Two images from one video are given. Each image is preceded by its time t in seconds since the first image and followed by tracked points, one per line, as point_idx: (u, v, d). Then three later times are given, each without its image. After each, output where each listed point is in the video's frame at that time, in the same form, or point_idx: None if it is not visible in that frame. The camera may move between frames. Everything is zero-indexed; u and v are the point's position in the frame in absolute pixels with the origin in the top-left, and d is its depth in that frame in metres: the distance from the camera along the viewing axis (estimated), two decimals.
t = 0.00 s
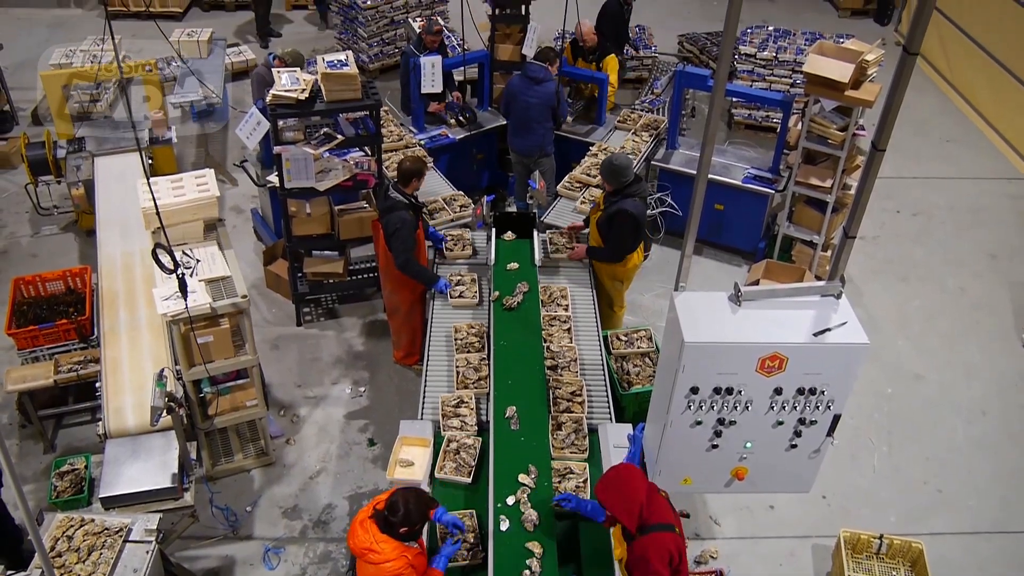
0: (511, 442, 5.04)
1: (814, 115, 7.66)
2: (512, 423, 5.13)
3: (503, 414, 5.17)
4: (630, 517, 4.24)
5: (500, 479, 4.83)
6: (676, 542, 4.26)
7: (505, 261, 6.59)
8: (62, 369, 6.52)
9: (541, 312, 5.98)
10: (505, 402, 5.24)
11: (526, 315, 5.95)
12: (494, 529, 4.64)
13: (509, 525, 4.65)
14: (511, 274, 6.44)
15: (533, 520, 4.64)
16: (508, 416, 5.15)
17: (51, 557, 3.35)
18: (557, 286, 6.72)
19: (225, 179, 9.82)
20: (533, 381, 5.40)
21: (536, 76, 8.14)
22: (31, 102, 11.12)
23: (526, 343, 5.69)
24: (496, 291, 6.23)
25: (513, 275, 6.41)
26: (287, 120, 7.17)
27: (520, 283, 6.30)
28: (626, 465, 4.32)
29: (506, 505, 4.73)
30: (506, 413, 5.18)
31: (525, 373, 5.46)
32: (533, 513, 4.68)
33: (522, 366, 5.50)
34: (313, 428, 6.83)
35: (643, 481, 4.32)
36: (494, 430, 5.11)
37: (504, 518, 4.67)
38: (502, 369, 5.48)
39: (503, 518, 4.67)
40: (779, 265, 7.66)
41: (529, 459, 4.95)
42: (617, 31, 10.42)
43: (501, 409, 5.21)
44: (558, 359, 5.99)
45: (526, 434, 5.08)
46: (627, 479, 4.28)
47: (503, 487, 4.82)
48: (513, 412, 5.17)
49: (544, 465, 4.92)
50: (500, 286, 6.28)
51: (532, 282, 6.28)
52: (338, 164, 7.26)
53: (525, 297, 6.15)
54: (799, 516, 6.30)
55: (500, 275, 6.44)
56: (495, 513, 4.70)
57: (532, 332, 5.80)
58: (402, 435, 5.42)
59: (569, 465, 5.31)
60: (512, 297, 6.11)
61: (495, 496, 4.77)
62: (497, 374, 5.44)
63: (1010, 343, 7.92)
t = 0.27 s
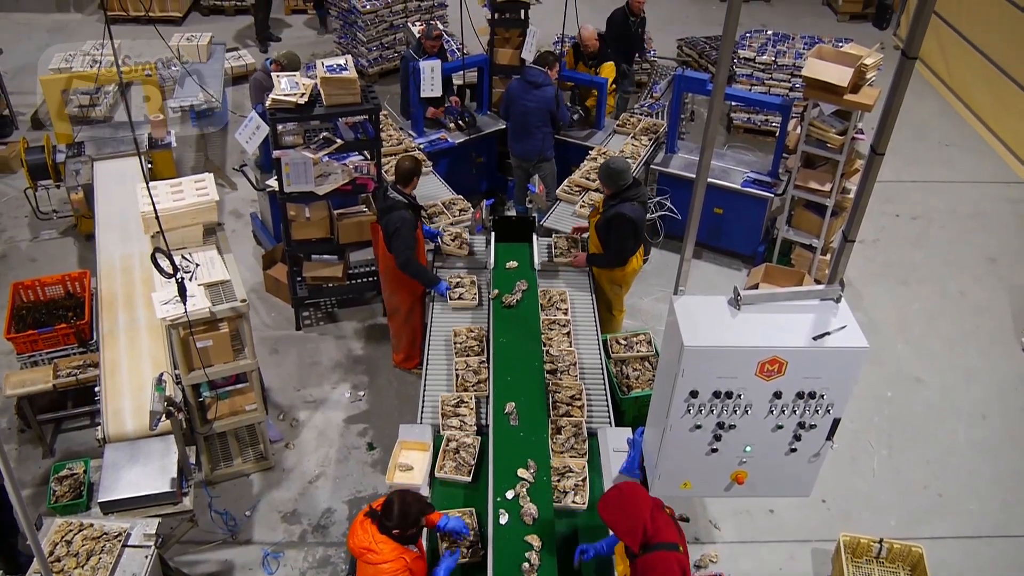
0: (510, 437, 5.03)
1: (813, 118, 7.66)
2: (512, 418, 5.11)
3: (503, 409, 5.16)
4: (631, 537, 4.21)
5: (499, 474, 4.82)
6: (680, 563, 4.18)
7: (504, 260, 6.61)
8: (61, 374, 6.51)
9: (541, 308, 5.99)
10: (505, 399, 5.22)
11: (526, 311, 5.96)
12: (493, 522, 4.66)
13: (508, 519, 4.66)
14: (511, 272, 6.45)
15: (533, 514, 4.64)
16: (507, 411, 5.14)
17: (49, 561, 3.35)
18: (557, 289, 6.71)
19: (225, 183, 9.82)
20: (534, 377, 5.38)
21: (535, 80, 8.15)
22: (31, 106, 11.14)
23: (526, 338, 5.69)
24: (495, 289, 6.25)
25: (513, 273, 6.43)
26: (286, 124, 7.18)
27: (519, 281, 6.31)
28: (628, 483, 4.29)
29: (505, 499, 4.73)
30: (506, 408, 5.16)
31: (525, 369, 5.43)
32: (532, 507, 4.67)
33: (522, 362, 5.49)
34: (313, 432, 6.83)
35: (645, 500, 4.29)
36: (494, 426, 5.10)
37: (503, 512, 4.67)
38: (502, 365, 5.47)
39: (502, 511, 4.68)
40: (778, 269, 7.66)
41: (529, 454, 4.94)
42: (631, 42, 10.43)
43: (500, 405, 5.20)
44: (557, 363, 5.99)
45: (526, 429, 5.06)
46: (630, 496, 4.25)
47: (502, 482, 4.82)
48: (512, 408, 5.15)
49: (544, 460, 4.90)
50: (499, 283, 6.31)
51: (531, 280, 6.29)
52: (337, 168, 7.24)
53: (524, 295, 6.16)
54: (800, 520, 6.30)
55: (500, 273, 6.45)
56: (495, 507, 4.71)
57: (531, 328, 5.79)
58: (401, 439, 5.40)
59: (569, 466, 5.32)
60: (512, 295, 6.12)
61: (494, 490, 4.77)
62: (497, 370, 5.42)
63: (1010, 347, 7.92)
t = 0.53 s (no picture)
0: (509, 432, 5.10)
1: (813, 121, 7.67)
2: (511, 413, 5.19)
3: (502, 404, 5.25)
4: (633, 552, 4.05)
5: (499, 468, 4.88)
6: None
7: (503, 258, 6.70)
8: (61, 376, 6.51)
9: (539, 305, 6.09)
10: (504, 394, 5.30)
11: (525, 308, 6.07)
12: (492, 515, 4.70)
13: (508, 511, 4.71)
14: (510, 270, 6.55)
15: (533, 507, 4.70)
16: (507, 407, 5.22)
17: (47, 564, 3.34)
18: (557, 292, 6.71)
19: (225, 185, 9.83)
20: (533, 373, 5.47)
21: (536, 84, 8.15)
22: (31, 108, 11.15)
23: (525, 334, 5.79)
24: (495, 286, 6.34)
25: (512, 271, 6.53)
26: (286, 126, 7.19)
27: (518, 279, 6.41)
28: (632, 497, 4.16)
29: (505, 492, 4.79)
30: (505, 404, 5.25)
31: (524, 366, 5.53)
32: (531, 500, 4.73)
33: (522, 359, 5.58)
34: (312, 435, 6.82)
35: (650, 514, 4.14)
36: (494, 420, 5.17)
37: (503, 504, 4.73)
38: (501, 362, 5.56)
39: (502, 504, 4.73)
40: (778, 271, 7.66)
41: (528, 448, 5.01)
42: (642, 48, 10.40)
43: (500, 400, 5.28)
44: (557, 365, 6.00)
45: (525, 424, 5.14)
46: (635, 509, 4.11)
47: (502, 475, 4.88)
48: (512, 403, 5.24)
49: (543, 454, 4.96)
50: (499, 280, 6.40)
51: (530, 278, 6.40)
52: (337, 170, 7.15)
53: (523, 292, 6.25)
54: (800, 523, 6.29)
55: (499, 270, 6.55)
56: (495, 499, 4.77)
57: (530, 325, 5.89)
58: (401, 442, 5.41)
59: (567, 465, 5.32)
60: (511, 292, 6.21)
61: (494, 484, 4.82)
62: (496, 366, 5.51)
63: (1009, 349, 7.92)
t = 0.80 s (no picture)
0: (508, 429, 5.16)
1: (811, 127, 7.69)
2: (509, 410, 5.26)
3: (500, 402, 5.31)
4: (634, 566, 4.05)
5: (497, 464, 4.94)
6: None
7: (502, 258, 6.79)
8: (59, 383, 6.49)
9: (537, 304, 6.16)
10: (502, 393, 5.36)
11: (523, 307, 6.15)
12: (492, 511, 4.78)
13: (507, 507, 4.78)
14: (508, 270, 6.64)
15: (531, 503, 4.77)
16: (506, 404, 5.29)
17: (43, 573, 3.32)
18: (555, 295, 6.73)
19: (223, 191, 9.83)
20: (531, 372, 5.54)
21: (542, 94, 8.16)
22: (30, 115, 11.16)
23: (524, 332, 5.88)
24: (493, 286, 6.41)
25: (511, 271, 6.61)
26: (285, 132, 7.20)
27: (517, 278, 6.50)
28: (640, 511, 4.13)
29: (504, 488, 4.86)
30: (504, 401, 5.31)
31: (522, 365, 5.60)
32: (530, 496, 4.81)
33: (520, 357, 5.65)
34: (311, 441, 6.81)
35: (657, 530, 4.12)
36: (492, 418, 5.23)
37: (502, 500, 4.80)
38: (500, 360, 5.62)
39: (501, 500, 4.80)
40: (776, 277, 7.67)
41: (526, 444, 5.08)
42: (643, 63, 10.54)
43: (498, 398, 5.34)
44: (556, 367, 6.02)
45: (523, 421, 5.20)
46: (641, 524, 4.08)
47: (501, 471, 4.95)
48: (509, 401, 5.30)
49: (542, 451, 5.02)
50: (497, 280, 6.49)
51: (529, 278, 6.49)
52: (335, 177, 7.26)
53: (521, 292, 6.33)
54: (800, 529, 6.28)
55: (498, 269, 6.64)
56: (494, 495, 4.84)
57: (529, 323, 5.97)
58: (400, 448, 5.39)
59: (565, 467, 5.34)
60: (510, 292, 6.28)
61: (493, 481, 4.88)
62: (495, 365, 5.58)
63: (1008, 355, 7.93)
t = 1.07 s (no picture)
0: (507, 427, 5.24)
1: (810, 133, 7.70)
2: (508, 408, 5.34)
3: (499, 400, 5.40)
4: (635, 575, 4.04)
5: (497, 461, 5.04)
6: None
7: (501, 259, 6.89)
8: (58, 389, 6.48)
9: (536, 304, 6.25)
10: (502, 391, 5.44)
11: (521, 307, 6.26)
12: (491, 506, 4.86)
13: (507, 503, 4.87)
14: (507, 271, 6.75)
15: (530, 498, 4.87)
16: (505, 402, 5.36)
17: None
18: (555, 297, 6.78)
19: (223, 197, 9.84)
20: (530, 370, 5.61)
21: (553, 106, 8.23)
22: (30, 121, 11.17)
23: (522, 331, 5.98)
24: (493, 286, 6.49)
25: (510, 271, 6.72)
26: (285, 138, 7.19)
27: (516, 279, 6.60)
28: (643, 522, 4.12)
29: (503, 484, 4.96)
30: (503, 400, 5.38)
31: (521, 364, 5.67)
32: (529, 492, 4.90)
33: (519, 356, 5.72)
34: (310, 447, 6.81)
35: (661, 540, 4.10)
36: (492, 416, 5.31)
37: (502, 496, 4.89)
38: (500, 359, 5.71)
39: (501, 496, 4.89)
40: (775, 283, 7.67)
41: (525, 441, 5.17)
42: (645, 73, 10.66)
43: (498, 395, 5.42)
44: (555, 369, 6.05)
45: (522, 419, 5.28)
46: (642, 534, 4.09)
47: (501, 468, 5.04)
48: (508, 399, 5.37)
49: (540, 448, 5.11)
50: (497, 280, 6.58)
51: (528, 279, 6.59)
52: (335, 182, 7.20)
53: (520, 293, 6.42)
54: (800, 535, 6.27)
55: (498, 270, 6.75)
56: (494, 490, 4.94)
57: (527, 323, 6.07)
58: (400, 454, 5.38)
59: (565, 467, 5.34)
60: (509, 292, 6.37)
61: (492, 478, 4.95)
62: (495, 364, 5.65)
63: (1007, 360, 7.93)
